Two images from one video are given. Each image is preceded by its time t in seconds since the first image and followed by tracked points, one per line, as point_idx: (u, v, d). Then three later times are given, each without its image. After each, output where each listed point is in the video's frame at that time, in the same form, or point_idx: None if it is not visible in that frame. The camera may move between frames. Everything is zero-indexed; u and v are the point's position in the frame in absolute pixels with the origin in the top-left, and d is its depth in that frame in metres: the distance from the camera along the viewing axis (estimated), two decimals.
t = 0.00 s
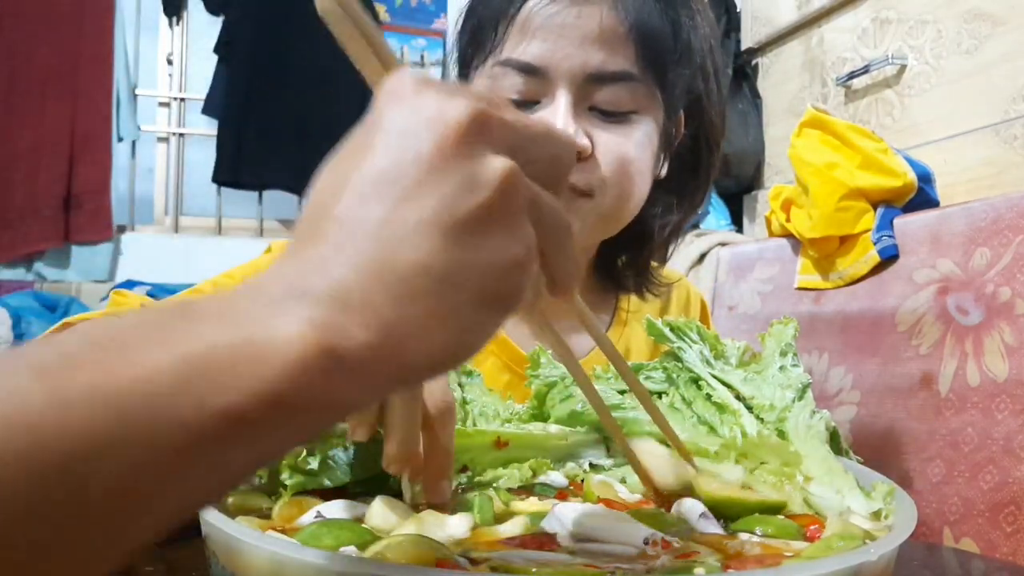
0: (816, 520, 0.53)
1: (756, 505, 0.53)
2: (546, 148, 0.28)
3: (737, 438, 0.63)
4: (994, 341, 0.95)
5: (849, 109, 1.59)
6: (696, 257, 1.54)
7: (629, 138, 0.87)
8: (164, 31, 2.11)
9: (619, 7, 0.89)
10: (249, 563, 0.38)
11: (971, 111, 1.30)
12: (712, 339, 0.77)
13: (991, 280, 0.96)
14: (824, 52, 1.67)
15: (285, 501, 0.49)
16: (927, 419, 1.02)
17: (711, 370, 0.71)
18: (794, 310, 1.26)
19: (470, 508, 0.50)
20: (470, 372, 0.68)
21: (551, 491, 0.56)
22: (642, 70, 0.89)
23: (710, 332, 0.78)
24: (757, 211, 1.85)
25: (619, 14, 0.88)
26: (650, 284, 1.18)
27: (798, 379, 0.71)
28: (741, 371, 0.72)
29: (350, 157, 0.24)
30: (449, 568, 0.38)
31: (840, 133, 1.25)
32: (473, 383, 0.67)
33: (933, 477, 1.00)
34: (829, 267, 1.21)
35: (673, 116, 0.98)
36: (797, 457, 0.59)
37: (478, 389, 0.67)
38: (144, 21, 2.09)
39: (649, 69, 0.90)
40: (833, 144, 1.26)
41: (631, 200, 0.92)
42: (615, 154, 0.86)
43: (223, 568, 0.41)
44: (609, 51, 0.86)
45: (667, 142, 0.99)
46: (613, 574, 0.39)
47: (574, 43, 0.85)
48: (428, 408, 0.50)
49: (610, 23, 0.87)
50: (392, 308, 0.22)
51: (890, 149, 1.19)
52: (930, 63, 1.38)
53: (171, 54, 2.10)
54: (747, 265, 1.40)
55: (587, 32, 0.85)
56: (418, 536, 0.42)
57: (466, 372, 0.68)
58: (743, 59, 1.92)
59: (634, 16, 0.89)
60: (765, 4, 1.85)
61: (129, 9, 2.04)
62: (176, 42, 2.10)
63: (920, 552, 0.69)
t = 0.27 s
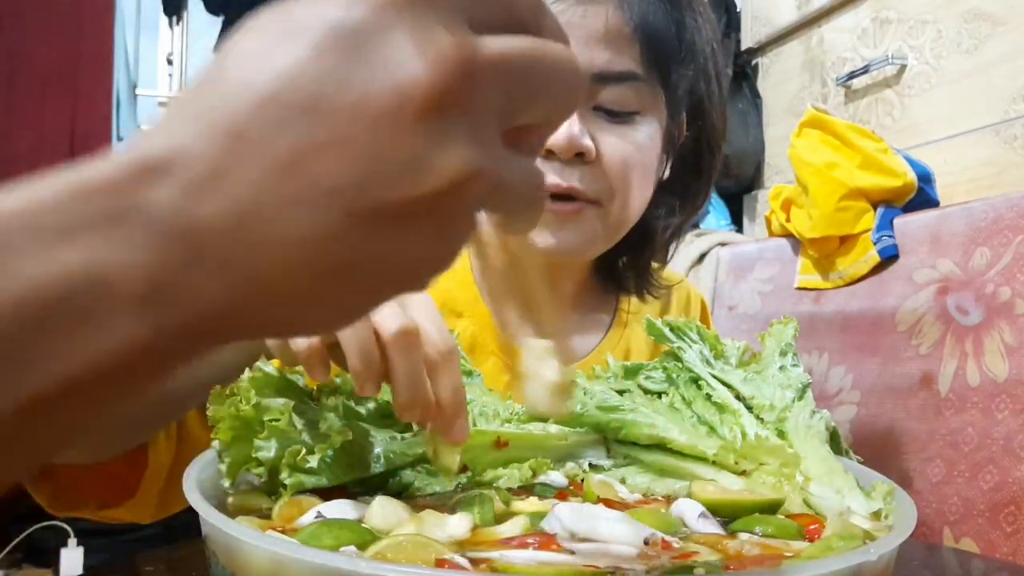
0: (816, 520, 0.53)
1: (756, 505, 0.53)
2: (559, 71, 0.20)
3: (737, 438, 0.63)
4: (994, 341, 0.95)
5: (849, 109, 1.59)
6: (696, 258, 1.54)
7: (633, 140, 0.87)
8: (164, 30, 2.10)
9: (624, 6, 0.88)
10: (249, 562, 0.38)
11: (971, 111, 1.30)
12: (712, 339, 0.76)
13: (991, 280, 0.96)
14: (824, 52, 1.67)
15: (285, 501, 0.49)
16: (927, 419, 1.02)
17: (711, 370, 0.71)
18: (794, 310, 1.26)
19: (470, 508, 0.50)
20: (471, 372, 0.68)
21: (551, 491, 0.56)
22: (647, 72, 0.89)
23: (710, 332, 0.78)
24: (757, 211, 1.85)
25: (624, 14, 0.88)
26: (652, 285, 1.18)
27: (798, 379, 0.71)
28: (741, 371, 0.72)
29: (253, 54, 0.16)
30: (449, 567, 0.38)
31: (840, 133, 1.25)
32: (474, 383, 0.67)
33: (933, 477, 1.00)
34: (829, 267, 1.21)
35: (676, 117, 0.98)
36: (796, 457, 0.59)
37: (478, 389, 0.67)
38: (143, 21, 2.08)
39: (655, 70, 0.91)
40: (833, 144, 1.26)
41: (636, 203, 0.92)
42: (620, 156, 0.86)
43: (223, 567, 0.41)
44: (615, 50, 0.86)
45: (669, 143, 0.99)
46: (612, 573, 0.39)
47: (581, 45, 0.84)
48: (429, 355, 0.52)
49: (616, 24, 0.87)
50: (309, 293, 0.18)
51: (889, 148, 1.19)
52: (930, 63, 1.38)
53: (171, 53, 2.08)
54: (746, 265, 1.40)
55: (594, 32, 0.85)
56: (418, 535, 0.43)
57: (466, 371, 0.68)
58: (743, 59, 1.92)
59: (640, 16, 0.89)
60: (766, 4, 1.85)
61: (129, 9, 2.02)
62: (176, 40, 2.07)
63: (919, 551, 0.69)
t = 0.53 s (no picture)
0: (816, 520, 0.52)
1: (757, 504, 0.53)
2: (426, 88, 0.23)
3: (737, 438, 0.63)
4: (994, 341, 0.95)
5: (849, 109, 1.59)
6: (696, 258, 1.54)
7: (636, 139, 0.87)
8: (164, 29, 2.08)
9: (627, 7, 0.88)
10: (249, 562, 0.38)
11: (971, 111, 1.30)
12: (712, 339, 0.76)
13: (991, 280, 0.96)
14: (824, 52, 1.67)
15: (285, 501, 0.49)
16: (927, 419, 1.02)
17: (711, 370, 0.71)
18: (794, 310, 1.26)
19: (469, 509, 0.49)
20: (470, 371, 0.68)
21: (551, 491, 0.56)
22: (651, 72, 0.89)
23: (710, 332, 0.78)
24: (757, 211, 1.85)
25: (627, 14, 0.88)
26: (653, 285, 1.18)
27: (798, 379, 0.71)
28: (741, 371, 0.72)
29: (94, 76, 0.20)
30: (449, 567, 0.38)
31: (839, 133, 1.25)
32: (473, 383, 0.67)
33: (933, 477, 1.00)
34: (829, 267, 1.21)
35: (678, 117, 0.98)
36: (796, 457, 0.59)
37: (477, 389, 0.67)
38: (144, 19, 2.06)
39: (657, 70, 0.90)
40: (833, 144, 1.26)
41: (637, 202, 0.92)
42: (623, 154, 0.86)
43: (223, 566, 0.41)
44: (618, 50, 0.86)
45: (671, 143, 0.99)
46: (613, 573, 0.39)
47: (584, 43, 0.85)
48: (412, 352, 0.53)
49: (620, 24, 0.87)
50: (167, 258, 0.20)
51: (889, 149, 1.19)
52: (930, 63, 1.38)
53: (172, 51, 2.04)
54: (747, 265, 1.40)
55: (597, 31, 0.85)
56: (417, 535, 0.42)
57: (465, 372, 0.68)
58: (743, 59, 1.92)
59: (643, 16, 0.89)
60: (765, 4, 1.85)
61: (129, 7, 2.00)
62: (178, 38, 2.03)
63: (919, 552, 0.69)
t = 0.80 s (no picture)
0: (816, 520, 0.52)
1: (757, 504, 0.53)
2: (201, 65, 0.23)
3: (737, 439, 0.63)
4: (994, 342, 0.95)
5: (849, 109, 1.59)
6: (696, 258, 1.54)
7: (642, 139, 0.87)
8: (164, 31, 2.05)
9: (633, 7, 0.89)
10: (248, 562, 0.38)
11: (971, 111, 1.30)
12: (712, 338, 0.76)
13: (991, 280, 0.96)
14: (824, 52, 1.67)
15: (285, 501, 0.49)
16: (927, 419, 1.02)
17: (711, 370, 0.71)
18: (794, 310, 1.26)
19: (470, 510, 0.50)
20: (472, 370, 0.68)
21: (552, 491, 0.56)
22: (657, 73, 0.89)
23: (710, 332, 0.78)
24: (757, 211, 1.85)
25: (633, 14, 0.88)
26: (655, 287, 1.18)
27: (798, 379, 0.71)
28: (741, 371, 0.72)
29: None
30: (449, 568, 0.38)
31: (840, 133, 1.25)
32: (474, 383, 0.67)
33: (933, 477, 1.00)
34: (829, 267, 1.21)
35: (683, 117, 0.97)
36: (796, 457, 0.59)
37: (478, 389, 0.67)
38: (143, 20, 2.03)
39: (663, 70, 0.90)
40: (833, 144, 1.26)
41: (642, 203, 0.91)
42: (628, 154, 0.86)
43: (223, 567, 0.41)
44: (624, 49, 0.86)
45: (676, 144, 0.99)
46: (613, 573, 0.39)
47: (591, 43, 0.85)
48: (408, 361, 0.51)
49: (627, 24, 0.87)
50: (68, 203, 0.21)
51: (889, 149, 1.19)
52: (930, 63, 1.38)
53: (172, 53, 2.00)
54: (747, 265, 1.40)
55: (605, 31, 0.85)
56: (417, 535, 0.42)
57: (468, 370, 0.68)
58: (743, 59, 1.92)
59: (650, 17, 0.89)
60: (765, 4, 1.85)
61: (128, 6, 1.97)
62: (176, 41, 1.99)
63: (918, 551, 0.69)
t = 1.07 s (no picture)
0: (815, 520, 0.53)
1: (756, 504, 0.53)
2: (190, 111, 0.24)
3: (736, 439, 0.63)
4: (994, 341, 0.95)
5: (849, 109, 1.59)
6: (696, 258, 1.54)
7: (648, 139, 0.87)
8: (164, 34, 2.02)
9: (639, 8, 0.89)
10: (248, 562, 0.38)
11: (970, 111, 1.30)
12: (712, 338, 0.76)
13: (991, 280, 0.96)
14: (824, 52, 1.67)
15: (285, 501, 0.49)
16: (927, 419, 1.02)
17: (711, 370, 0.71)
18: (794, 310, 1.26)
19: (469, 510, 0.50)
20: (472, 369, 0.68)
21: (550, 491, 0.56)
22: (662, 73, 0.89)
23: (710, 332, 0.78)
24: (757, 211, 1.85)
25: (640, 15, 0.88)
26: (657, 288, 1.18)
27: (798, 379, 0.71)
28: (741, 371, 0.72)
29: None
30: (450, 568, 0.38)
31: (840, 133, 1.25)
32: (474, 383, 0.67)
33: (933, 477, 1.00)
34: (829, 267, 1.21)
35: (687, 116, 0.97)
36: (795, 457, 0.59)
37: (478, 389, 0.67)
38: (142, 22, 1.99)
39: (668, 70, 0.91)
40: (832, 144, 1.25)
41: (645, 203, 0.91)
42: (634, 153, 0.86)
43: (223, 567, 0.41)
44: (632, 49, 0.86)
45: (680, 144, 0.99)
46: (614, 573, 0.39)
47: (598, 43, 0.85)
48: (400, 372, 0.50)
49: (633, 24, 0.87)
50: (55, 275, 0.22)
51: (889, 149, 1.19)
52: (930, 63, 1.38)
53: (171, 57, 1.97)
54: (747, 264, 1.40)
55: (614, 31, 0.86)
56: (416, 535, 0.42)
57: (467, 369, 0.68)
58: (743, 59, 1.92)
59: (656, 18, 0.90)
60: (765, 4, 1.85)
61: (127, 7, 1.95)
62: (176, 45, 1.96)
63: (919, 551, 0.69)
